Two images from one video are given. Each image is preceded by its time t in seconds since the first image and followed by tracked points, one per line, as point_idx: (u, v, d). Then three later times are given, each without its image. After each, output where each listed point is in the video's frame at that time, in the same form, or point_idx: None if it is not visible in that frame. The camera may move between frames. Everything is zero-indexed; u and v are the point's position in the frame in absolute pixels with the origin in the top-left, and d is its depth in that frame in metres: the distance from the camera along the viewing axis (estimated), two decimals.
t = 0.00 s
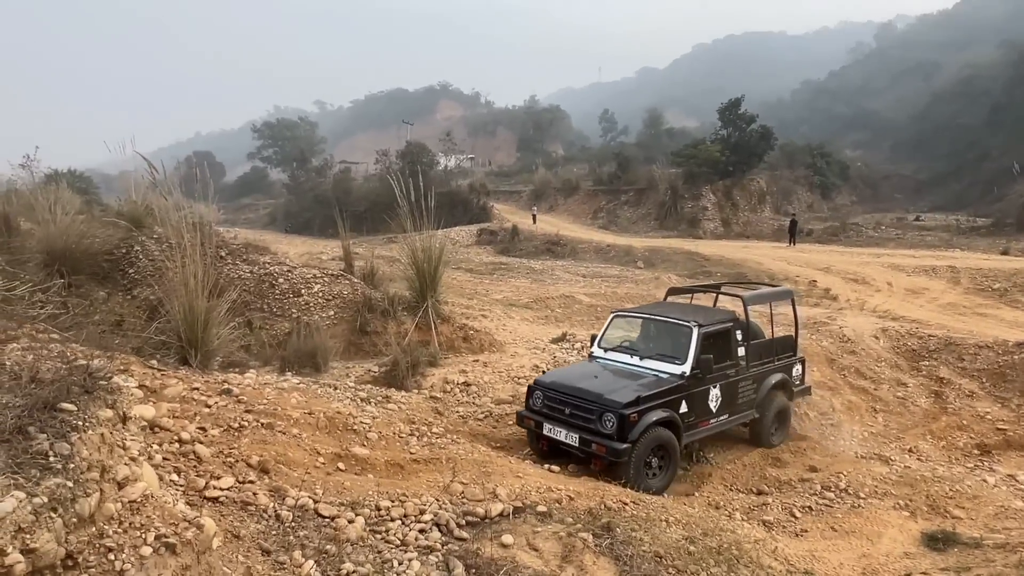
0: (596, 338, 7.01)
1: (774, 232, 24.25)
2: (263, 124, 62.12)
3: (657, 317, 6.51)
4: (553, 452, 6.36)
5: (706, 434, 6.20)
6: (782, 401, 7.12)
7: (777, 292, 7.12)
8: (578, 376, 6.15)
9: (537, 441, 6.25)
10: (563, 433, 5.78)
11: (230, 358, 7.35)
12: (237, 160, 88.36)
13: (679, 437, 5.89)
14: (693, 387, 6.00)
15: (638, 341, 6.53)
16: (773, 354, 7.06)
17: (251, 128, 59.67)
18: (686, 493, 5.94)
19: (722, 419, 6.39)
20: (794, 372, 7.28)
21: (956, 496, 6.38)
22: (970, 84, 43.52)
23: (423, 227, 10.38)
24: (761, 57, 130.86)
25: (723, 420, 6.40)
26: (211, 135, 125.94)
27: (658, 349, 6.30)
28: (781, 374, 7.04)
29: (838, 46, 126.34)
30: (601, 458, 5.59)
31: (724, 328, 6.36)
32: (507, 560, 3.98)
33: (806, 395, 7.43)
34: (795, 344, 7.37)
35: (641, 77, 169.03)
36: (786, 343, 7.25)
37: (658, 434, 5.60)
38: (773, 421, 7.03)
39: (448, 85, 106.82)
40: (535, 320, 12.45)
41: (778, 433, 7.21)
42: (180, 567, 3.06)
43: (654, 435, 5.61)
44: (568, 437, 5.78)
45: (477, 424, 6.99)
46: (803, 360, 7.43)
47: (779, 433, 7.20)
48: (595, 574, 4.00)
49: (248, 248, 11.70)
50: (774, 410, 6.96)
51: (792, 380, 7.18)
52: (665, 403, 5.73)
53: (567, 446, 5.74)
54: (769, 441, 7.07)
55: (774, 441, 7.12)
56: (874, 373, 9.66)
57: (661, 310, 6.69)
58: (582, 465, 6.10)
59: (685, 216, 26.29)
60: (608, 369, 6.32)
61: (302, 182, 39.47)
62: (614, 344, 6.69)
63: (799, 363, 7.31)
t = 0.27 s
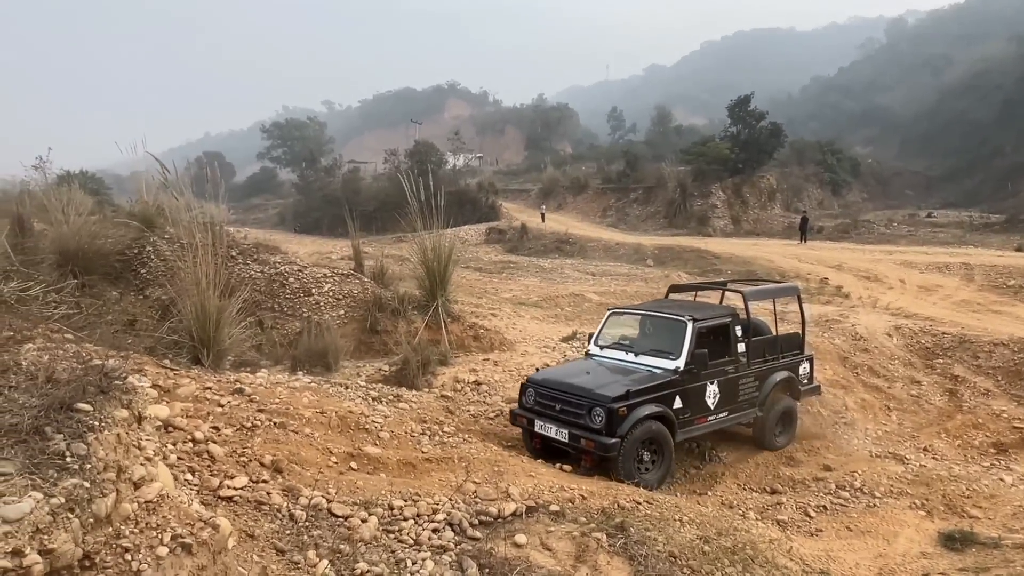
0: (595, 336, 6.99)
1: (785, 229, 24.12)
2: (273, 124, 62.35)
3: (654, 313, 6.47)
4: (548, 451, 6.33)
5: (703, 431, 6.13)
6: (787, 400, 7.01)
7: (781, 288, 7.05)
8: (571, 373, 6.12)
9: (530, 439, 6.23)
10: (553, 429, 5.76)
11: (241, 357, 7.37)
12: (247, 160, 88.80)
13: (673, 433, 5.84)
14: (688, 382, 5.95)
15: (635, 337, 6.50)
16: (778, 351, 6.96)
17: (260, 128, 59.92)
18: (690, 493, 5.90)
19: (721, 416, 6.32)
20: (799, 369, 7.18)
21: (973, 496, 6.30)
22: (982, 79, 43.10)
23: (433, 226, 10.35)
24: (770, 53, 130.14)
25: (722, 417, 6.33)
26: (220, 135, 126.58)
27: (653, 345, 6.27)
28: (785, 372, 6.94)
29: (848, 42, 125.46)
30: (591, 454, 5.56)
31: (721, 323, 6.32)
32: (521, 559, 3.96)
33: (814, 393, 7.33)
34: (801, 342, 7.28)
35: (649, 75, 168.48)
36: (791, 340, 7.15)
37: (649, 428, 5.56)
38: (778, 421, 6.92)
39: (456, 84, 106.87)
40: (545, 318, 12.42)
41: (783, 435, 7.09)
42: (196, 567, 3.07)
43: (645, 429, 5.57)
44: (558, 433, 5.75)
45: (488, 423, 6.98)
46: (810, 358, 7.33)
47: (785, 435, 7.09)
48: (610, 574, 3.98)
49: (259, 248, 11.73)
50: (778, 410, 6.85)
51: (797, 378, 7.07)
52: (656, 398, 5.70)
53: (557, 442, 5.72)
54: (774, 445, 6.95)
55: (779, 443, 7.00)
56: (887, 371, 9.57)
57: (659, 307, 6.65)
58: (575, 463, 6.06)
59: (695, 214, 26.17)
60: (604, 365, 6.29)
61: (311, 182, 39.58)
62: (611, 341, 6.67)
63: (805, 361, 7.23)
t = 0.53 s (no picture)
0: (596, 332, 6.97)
1: (792, 228, 24.01)
2: (279, 125, 62.50)
3: (654, 309, 6.45)
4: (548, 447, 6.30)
5: (704, 428, 6.09)
6: (791, 399, 6.96)
7: (788, 284, 6.99)
8: (570, 368, 6.09)
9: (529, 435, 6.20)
10: (551, 424, 5.74)
11: (248, 355, 7.38)
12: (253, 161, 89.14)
13: (673, 429, 5.80)
14: (688, 378, 5.92)
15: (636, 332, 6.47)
16: (781, 348, 6.91)
17: (267, 128, 60.11)
18: (696, 491, 5.85)
19: (722, 413, 6.27)
20: (804, 368, 7.13)
21: (984, 495, 6.24)
22: (992, 77, 42.79)
23: (439, 225, 10.32)
24: (777, 52, 129.66)
25: (724, 414, 6.29)
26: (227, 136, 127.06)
27: (653, 340, 6.23)
28: (790, 370, 6.89)
29: (856, 40, 124.86)
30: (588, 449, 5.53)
31: (722, 319, 6.28)
32: (528, 556, 3.94)
33: (819, 392, 7.27)
34: (806, 340, 7.22)
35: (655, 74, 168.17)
36: (795, 337, 7.09)
37: (647, 423, 5.52)
38: (781, 420, 6.85)
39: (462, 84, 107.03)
40: (551, 317, 12.40)
41: (787, 434, 7.02)
42: (202, 561, 3.07)
43: (643, 424, 5.53)
44: (556, 428, 5.72)
45: (494, 421, 6.96)
46: (815, 356, 7.26)
47: (789, 433, 7.02)
48: (617, 571, 3.96)
49: (266, 247, 11.75)
50: (781, 409, 6.78)
51: (802, 376, 7.02)
52: (656, 393, 5.66)
53: (555, 437, 5.70)
54: (777, 443, 6.89)
55: (782, 442, 6.94)
56: (896, 370, 9.49)
57: (661, 303, 6.63)
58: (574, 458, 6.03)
59: (701, 213, 26.08)
60: (604, 361, 6.26)
61: (318, 181, 39.64)
62: (612, 337, 6.64)
63: (811, 360, 7.17)
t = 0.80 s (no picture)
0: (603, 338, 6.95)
1: (797, 230, 23.96)
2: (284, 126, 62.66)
3: (663, 315, 6.43)
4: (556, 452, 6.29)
5: (712, 434, 6.07)
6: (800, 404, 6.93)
7: (796, 290, 6.96)
8: (579, 375, 6.08)
9: (537, 440, 6.19)
10: (560, 431, 5.73)
11: (252, 358, 7.39)
12: (258, 162, 89.40)
13: (681, 436, 5.80)
14: (696, 385, 5.90)
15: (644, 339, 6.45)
16: (790, 354, 6.88)
17: (272, 129, 60.30)
18: (700, 495, 5.84)
19: (730, 420, 6.26)
20: (813, 373, 7.10)
21: (990, 500, 6.21)
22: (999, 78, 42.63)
23: (442, 227, 10.32)
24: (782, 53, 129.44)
25: (732, 420, 6.27)
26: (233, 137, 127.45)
27: (662, 347, 6.22)
28: (798, 376, 6.86)
29: (861, 41, 124.58)
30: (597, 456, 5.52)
31: (731, 326, 6.26)
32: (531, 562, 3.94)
33: (827, 397, 7.22)
34: (814, 345, 7.19)
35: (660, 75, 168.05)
36: (803, 343, 7.06)
37: (656, 431, 5.52)
38: (789, 425, 6.80)
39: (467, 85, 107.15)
40: (555, 319, 12.40)
41: (795, 440, 6.96)
42: (204, 568, 3.08)
43: (653, 432, 5.52)
44: (565, 435, 5.72)
45: (497, 424, 6.96)
46: (823, 361, 7.23)
47: (797, 439, 6.95)
48: None
49: (270, 248, 11.78)
50: (790, 415, 6.73)
51: (810, 382, 6.99)
52: (664, 401, 5.65)
53: (564, 444, 5.69)
54: (784, 448, 6.83)
55: (789, 446, 6.87)
56: (901, 373, 9.45)
57: (669, 309, 6.60)
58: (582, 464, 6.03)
59: (706, 215, 26.05)
60: (612, 367, 6.25)
61: (322, 182, 39.70)
62: (620, 343, 6.63)
63: (819, 365, 7.13)
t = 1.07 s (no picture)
0: (612, 340, 6.96)
1: (797, 233, 23.98)
2: (285, 128, 62.67)
3: (672, 318, 6.44)
4: (567, 452, 6.31)
5: (720, 436, 6.08)
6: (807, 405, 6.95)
7: (803, 293, 6.98)
8: (590, 376, 6.10)
9: (548, 441, 6.21)
10: (572, 432, 5.74)
11: (252, 357, 7.38)
12: (259, 163, 89.46)
13: (691, 439, 5.80)
14: (706, 387, 5.91)
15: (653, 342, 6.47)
16: (797, 356, 6.90)
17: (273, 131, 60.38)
18: (701, 494, 5.85)
19: (739, 421, 6.27)
20: (820, 375, 7.11)
21: (990, 500, 6.22)
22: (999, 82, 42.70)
23: (443, 228, 10.34)
24: (783, 56, 129.63)
25: (740, 422, 6.28)
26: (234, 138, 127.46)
27: (672, 349, 6.23)
28: (805, 378, 6.88)
29: (862, 45, 124.77)
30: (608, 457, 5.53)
31: (740, 329, 6.27)
32: (531, 559, 3.94)
33: (834, 399, 7.25)
34: (821, 348, 7.20)
35: (660, 78, 168.25)
36: (810, 345, 7.07)
37: (667, 433, 5.52)
38: (795, 426, 6.86)
39: (467, 87, 107.25)
40: (555, 320, 12.41)
41: (802, 439, 7.05)
42: (207, 559, 3.08)
43: (664, 435, 5.52)
44: (576, 436, 5.73)
45: (498, 423, 6.96)
46: (830, 364, 7.24)
47: (803, 438, 7.04)
48: (620, 573, 3.94)
49: (270, 249, 11.80)
50: (797, 416, 6.78)
51: (816, 384, 7.00)
52: (675, 403, 5.66)
53: (575, 445, 5.70)
54: (792, 448, 6.91)
55: (797, 446, 6.96)
56: (901, 375, 9.45)
57: (678, 311, 6.62)
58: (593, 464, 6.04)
59: (706, 217, 26.07)
60: (622, 369, 6.26)
61: (323, 183, 39.74)
62: (630, 345, 6.65)
63: (826, 368, 7.14)
